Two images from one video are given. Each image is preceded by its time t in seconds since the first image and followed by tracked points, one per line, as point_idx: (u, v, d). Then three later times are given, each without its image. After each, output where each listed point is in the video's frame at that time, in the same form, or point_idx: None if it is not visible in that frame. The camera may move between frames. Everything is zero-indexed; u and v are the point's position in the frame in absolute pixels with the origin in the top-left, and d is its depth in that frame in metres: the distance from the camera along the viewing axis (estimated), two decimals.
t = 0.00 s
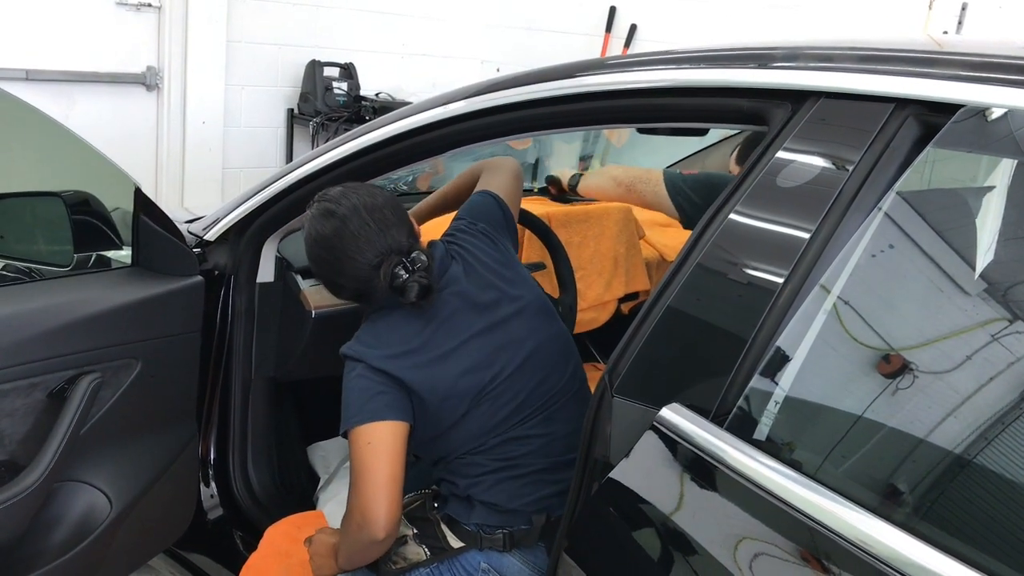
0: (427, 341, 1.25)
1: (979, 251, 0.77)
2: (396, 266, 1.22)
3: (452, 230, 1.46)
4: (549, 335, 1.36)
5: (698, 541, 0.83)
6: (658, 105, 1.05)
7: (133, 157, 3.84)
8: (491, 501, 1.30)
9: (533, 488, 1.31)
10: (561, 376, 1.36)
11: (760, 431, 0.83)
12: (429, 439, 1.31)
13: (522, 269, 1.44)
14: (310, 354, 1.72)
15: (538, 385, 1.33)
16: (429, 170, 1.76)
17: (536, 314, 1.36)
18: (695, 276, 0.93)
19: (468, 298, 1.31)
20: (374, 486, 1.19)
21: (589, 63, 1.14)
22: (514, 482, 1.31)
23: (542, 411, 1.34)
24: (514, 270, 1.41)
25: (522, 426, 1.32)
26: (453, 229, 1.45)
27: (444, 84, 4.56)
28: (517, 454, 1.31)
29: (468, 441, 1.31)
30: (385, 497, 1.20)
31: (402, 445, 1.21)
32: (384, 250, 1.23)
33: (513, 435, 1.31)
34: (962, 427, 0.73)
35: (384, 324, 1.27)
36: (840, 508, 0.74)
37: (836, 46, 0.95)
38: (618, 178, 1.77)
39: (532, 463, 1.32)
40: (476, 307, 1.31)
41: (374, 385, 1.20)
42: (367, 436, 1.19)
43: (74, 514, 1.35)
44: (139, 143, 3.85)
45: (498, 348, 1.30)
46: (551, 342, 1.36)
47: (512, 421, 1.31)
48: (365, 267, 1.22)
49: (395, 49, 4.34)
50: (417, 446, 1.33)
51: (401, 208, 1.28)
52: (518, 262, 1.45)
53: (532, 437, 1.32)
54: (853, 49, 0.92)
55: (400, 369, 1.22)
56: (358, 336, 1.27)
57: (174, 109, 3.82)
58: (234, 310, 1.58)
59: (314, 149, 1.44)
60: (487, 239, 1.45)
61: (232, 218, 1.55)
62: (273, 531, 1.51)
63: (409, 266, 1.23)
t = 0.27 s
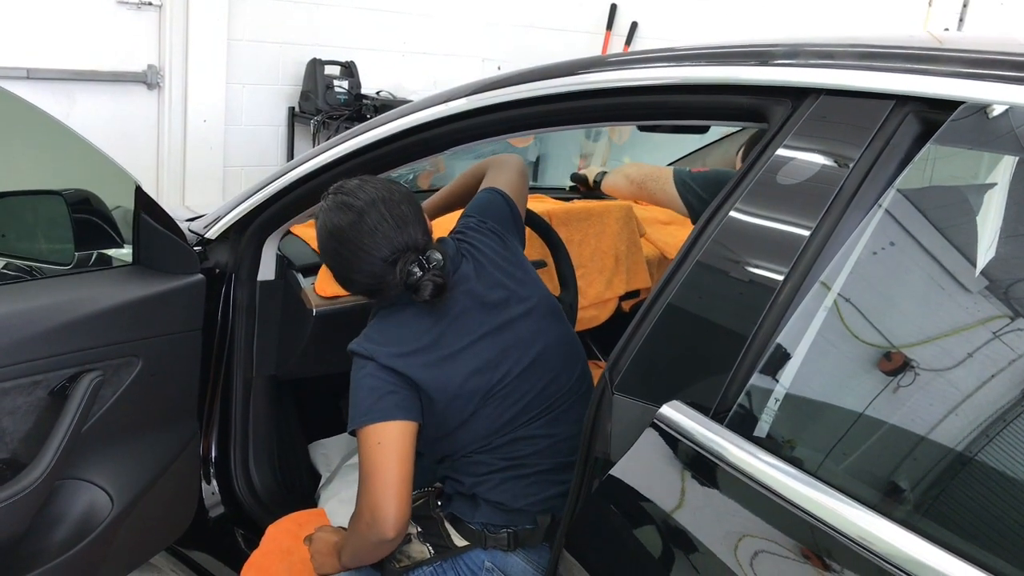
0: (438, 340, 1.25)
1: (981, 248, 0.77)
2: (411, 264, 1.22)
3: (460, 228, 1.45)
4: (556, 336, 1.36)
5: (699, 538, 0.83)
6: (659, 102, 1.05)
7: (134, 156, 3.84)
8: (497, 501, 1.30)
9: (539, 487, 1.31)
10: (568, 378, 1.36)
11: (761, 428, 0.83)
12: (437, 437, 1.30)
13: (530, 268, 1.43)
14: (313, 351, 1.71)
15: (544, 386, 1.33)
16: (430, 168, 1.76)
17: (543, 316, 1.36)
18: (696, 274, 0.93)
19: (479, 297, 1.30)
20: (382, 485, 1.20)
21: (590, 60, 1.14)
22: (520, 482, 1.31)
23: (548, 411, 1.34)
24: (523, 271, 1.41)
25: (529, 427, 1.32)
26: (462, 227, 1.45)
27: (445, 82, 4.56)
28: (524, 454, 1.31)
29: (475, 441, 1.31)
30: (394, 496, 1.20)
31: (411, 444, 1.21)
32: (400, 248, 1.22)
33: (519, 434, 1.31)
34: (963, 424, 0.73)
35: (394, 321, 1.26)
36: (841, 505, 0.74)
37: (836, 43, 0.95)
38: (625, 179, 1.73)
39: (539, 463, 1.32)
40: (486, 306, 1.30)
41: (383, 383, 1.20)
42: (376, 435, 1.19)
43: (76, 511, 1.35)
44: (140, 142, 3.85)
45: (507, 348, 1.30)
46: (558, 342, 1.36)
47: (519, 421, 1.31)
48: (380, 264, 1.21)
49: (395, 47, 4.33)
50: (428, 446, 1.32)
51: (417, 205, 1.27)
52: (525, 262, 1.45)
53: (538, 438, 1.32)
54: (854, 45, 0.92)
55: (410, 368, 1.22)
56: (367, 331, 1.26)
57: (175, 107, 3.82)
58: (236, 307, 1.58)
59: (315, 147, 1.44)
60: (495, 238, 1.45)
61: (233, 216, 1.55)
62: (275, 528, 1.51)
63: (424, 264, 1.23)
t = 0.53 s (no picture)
0: (433, 339, 1.25)
1: (980, 247, 0.77)
2: (408, 262, 1.21)
3: (457, 228, 1.46)
4: (553, 336, 1.36)
5: (699, 538, 0.83)
6: (659, 103, 1.05)
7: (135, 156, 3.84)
8: (499, 501, 1.30)
9: (538, 488, 1.31)
10: (564, 377, 1.36)
11: (760, 427, 0.83)
12: (433, 436, 1.30)
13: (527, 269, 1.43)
14: (313, 350, 1.70)
15: (540, 385, 1.33)
16: (430, 168, 1.76)
17: (540, 316, 1.36)
18: (695, 274, 0.93)
19: (475, 296, 1.30)
20: (379, 483, 1.20)
21: (590, 60, 1.14)
22: (520, 482, 1.31)
23: (545, 411, 1.33)
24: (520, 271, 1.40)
25: (526, 426, 1.32)
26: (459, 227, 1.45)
27: (445, 82, 4.56)
28: (523, 454, 1.31)
29: (473, 441, 1.30)
30: (391, 493, 1.20)
31: (408, 442, 1.20)
32: (399, 246, 1.22)
33: (517, 434, 1.31)
34: (963, 424, 0.73)
35: (390, 319, 1.26)
36: (840, 505, 0.74)
37: (836, 43, 0.95)
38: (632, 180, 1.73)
39: (537, 463, 1.32)
40: (482, 306, 1.30)
41: (379, 380, 1.20)
42: (373, 433, 1.19)
43: (76, 511, 1.36)
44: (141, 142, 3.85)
45: (503, 347, 1.29)
46: (554, 342, 1.36)
47: (516, 420, 1.31)
48: (377, 261, 1.21)
49: (395, 47, 4.33)
50: (427, 447, 1.33)
51: (420, 206, 1.27)
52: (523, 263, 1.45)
53: (537, 437, 1.32)
54: (853, 45, 0.92)
55: (406, 367, 1.21)
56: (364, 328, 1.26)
57: (175, 107, 3.82)
58: (235, 307, 1.58)
59: (315, 147, 1.44)
60: (493, 238, 1.45)
61: (233, 217, 1.55)
62: (276, 528, 1.52)
63: (421, 264, 1.22)
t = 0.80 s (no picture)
0: (413, 339, 1.25)
1: (978, 248, 0.77)
2: (386, 266, 1.22)
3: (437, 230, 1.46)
4: (535, 336, 1.36)
5: (696, 539, 0.83)
6: (657, 105, 1.05)
7: (133, 157, 3.84)
8: (490, 506, 1.30)
9: (528, 489, 1.32)
10: (545, 378, 1.36)
11: (757, 429, 0.83)
12: (416, 436, 1.30)
13: (507, 272, 1.43)
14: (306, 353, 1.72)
15: (522, 386, 1.32)
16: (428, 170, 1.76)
17: (522, 315, 1.35)
18: (692, 276, 0.93)
19: (455, 295, 1.30)
20: (355, 474, 1.21)
21: (588, 62, 1.14)
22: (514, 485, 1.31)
23: (527, 411, 1.33)
24: (501, 273, 1.41)
25: (509, 427, 1.32)
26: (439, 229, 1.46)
27: (444, 84, 4.56)
28: (509, 455, 1.31)
29: (456, 440, 1.29)
30: (367, 484, 1.22)
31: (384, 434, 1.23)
32: (376, 250, 1.22)
33: (502, 436, 1.31)
34: (961, 426, 0.73)
35: (370, 321, 1.27)
36: (838, 507, 0.74)
37: (834, 45, 0.95)
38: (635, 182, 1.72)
39: (526, 463, 1.32)
40: (463, 306, 1.30)
41: (357, 376, 1.22)
42: (349, 426, 1.21)
43: (74, 513, 1.35)
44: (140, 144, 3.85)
45: (484, 347, 1.29)
46: (537, 343, 1.36)
47: (499, 422, 1.31)
48: (356, 266, 1.22)
49: (394, 49, 4.34)
50: (412, 449, 1.33)
51: (399, 208, 1.27)
52: (504, 264, 1.46)
53: (521, 438, 1.32)
54: (850, 48, 0.92)
55: (383, 364, 1.23)
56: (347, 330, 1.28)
57: (174, 109, 3.82)
58: (234, 310, 1.58)
59: (313, 149, 1.44)
60: (473, 241, 1.46)
61: (228, 221, 1.56)
62: (275, 529, 1.52)
63: (400, 266, 1.23)
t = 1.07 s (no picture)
0: (382, 340, 1.29)
1: (976, 252, 0.77)
2: (355, 267, 1.25)
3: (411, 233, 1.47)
4: (509, 335, 1.37)
5: (694, 542, 0.83)
6: (655, 108, 1.05)
7: (132, 160, 3.84)
8: (470, 499, 1.29)
9: (510, 481, 1.31)
10: (521, 376, 1.36)
11: (756, 432, 0.83)
12: (395, 435, 1.33)
13: (485, 273, 1.44)
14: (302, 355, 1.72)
15: (496, 385, 1.33)
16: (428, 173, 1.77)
17: (493, 314, 1.37)
18: (690, 279, 0.93)
19: (426, 296, 1.32)
20: (318, 467, 1.23)
21: (587, 65, 1.14)
22: (512, 487, 1.31)
23: (504, 409, 1.34)
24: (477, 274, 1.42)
25: (488, 426, 1.32)
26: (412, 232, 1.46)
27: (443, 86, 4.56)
28: (488, 451, 1.32)
29: (435, 438, 1.31)
30: (330, 479, 1.24)
31: (351, 432, 1.25)
32: (346, 252, 1.25)
33: (480, 434, 1.32)
34: (959, 428, 0.73)
35: (342, 323, 1.31)
36: (838, 511, 0.74)
37: (832, 49, 0.95)
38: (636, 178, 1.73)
39: (507, 457, 1.32)
40: (433, 306, 1.32)
41: (326, 374, 1.27)
42: (315, 418, 1.24)
43: (73, 516, 1.35)
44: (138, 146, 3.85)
45: (454, 346, 1.31)
46: (510, 341, 1.37)
47: (475, 422, 1.32)
48: (326, 269, 1.24)
49: (393, 52, 4.35)
50: (394, 447, 1.36)
51: (367, 209, 1.29)
52: (479, 264, 1.46)
53: (500, 435, 1.33)
54: (847, 51, 0.93)
55: (353, 362, 1.27)
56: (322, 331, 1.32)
57: (173, 112, 3.83)
58: (232, 314, 1.57)
59: (312, 152, 1.45)
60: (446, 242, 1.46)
61: (229, 223, 1.56)
62: (274, 531, 1.52)
63: (368, 266, 1.26)
